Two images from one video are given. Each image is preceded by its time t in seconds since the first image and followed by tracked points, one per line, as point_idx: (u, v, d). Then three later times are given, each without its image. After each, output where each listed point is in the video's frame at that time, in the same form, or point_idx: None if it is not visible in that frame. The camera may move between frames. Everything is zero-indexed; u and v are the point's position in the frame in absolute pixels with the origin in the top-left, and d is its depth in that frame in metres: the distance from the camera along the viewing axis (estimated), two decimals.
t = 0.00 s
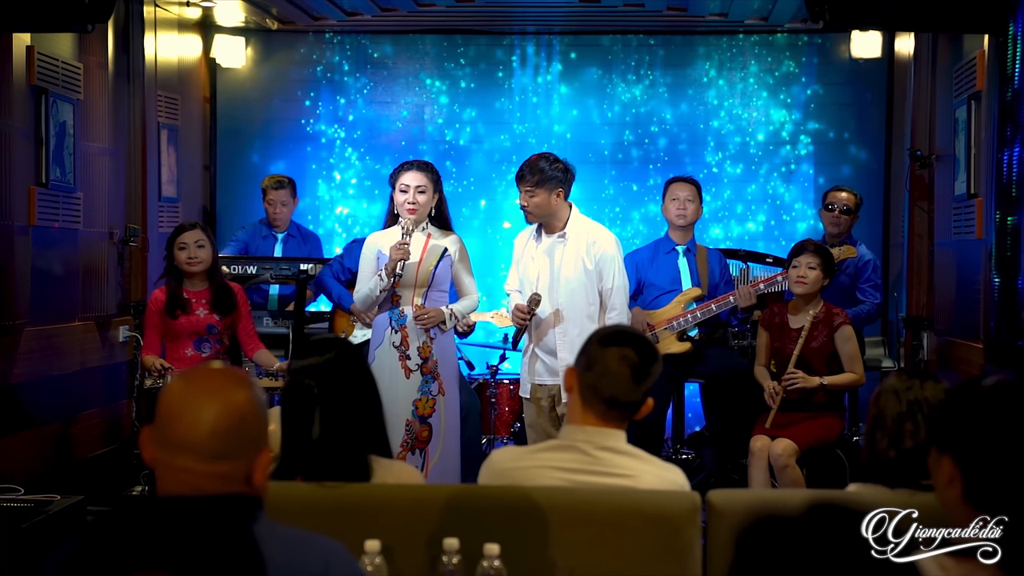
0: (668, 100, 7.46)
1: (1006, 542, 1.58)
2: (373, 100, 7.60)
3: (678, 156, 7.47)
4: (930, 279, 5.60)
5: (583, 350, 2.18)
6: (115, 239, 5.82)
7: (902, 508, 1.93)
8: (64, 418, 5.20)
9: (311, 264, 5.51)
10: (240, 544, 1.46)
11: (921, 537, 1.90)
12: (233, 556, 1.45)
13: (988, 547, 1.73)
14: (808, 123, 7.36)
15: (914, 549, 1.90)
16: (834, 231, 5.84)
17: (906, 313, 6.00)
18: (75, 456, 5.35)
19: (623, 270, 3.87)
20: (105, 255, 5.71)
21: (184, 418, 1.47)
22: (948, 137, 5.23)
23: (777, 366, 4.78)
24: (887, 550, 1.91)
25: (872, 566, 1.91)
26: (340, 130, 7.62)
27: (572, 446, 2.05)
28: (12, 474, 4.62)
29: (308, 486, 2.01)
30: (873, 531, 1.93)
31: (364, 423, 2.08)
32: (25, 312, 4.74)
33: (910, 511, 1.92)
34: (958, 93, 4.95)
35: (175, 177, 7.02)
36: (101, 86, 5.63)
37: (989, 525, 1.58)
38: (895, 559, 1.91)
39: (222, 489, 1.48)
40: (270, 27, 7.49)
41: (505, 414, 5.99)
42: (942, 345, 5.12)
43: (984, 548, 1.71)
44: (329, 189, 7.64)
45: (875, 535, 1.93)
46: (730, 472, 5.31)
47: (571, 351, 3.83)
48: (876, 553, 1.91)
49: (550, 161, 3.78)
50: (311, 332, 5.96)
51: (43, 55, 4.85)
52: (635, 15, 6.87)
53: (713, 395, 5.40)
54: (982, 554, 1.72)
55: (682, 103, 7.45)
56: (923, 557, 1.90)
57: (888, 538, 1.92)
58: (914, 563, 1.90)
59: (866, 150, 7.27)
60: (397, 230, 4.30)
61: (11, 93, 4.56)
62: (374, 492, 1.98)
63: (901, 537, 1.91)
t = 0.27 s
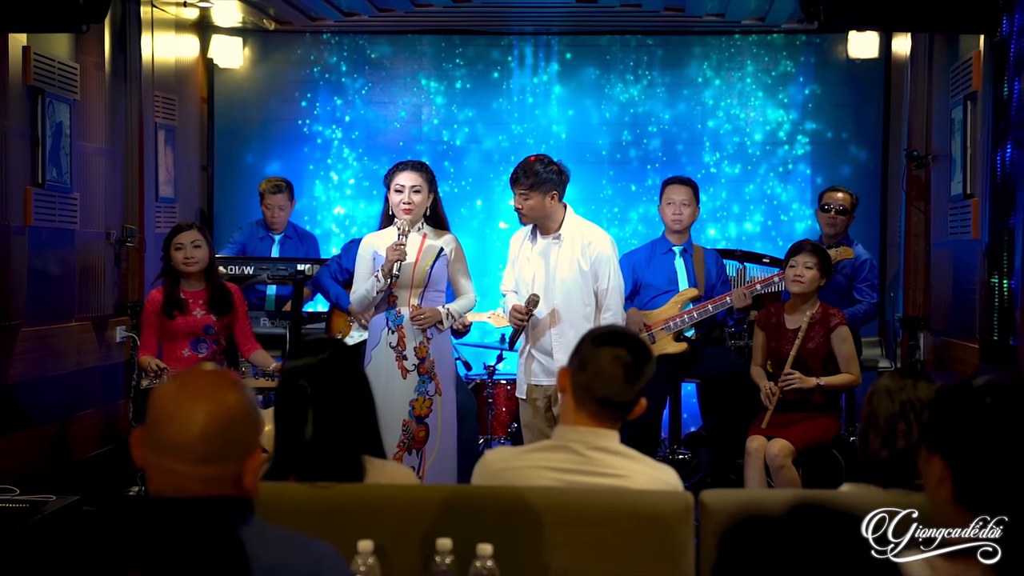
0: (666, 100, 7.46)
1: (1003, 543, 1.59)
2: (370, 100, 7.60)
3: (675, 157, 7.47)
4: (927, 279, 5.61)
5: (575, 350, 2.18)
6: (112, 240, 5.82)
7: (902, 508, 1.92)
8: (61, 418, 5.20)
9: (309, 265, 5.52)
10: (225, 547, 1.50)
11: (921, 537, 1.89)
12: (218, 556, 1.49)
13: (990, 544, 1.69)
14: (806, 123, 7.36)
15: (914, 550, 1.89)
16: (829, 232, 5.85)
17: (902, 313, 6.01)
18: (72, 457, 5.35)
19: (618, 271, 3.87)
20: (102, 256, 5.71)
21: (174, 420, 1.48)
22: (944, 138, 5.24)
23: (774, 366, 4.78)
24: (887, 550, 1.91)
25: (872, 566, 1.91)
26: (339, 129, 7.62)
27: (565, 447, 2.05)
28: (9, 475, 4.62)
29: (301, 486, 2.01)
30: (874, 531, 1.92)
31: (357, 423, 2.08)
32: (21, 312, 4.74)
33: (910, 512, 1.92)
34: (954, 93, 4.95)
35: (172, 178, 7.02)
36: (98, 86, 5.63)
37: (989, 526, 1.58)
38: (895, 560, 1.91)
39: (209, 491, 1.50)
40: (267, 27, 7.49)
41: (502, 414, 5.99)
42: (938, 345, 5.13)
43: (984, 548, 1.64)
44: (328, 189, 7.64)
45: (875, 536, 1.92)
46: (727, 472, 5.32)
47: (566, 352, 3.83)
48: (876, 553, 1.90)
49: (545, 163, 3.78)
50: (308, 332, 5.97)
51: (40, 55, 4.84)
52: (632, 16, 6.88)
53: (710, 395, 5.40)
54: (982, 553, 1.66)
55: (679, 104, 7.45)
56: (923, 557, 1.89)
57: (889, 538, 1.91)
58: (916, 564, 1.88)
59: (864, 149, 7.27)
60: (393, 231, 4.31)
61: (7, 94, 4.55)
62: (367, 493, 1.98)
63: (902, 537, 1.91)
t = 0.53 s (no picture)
0: (663, 101, 7.46)
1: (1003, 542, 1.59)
2: (367, 101, 7.61)
3: (672, 157, 7.47)
4: (923, 279, 5.61)
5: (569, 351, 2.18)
6: (108, 240, 5.83)
7: (901, 508, 1.92)
8: (57, 418, 5.20)
9: (305, 265, 5.52)
10: (212, 551, 1.52)
11: (920, 537, 1.90)
12: (204, 556, 1.51)
13: (990, 547, 1.64)
14: (803, 123, 7.36)
15: (914, 551, 1.90)
16: (826, 232, 5.85)
17: (900, 314, 6.01)
18: (69, 457, 5.35)
19: (614, 273, 3.88)
20: (99, 257, 5.71)
21: (164, 422, 1.51)
22: (940, 138, 5.24)
23: (770, 367, 4.78)
24: (887, 550, 1.92)
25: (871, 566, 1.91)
26: (337, 130, 7.62)
27: (558, 448, 2.06)
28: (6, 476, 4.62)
29: (295, 487, 2.01)
30: (874, 531, 1.92)
31: (351, 423, 2.08)
32: (18, 313, 4.74)
33: (910, 512, 1.92)
34: (950, 93, 4.96)
35: (169, 179, 7.02)
36: (95, 87, 5.63)
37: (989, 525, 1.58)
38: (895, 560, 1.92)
39: (198, 491, 1.52)
40: (264, 28, 7.48)
41: (499, 415, 5.99)
42: (935, 346, 5.13)
43: (985, 548, 1.63)
44: (326, 190, 7.64)
45: (875, 536, 1.92)
46: (725, 473, 5.32)
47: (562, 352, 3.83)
48: (876, 553, 1.91)
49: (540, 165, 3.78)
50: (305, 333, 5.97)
51: (36, 56, 4.84)
52: (629, 16, 6.87)
53: (707, 396, 5.40)
54: (982, 554, 1.65)
55: (676, 105, 7.46)
56: (924, 558, 1.89)
57: (889, 538, 1.92)
58: (916, 565, 1.88)
59: (861, 149, 7.27)
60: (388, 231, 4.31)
61: (3, 96, 4.55)
62: (360, 493, 1.98)
63: (902, 538, 1.92)
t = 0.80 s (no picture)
0: (661, 101, 7.46)
1: (1003, 542, 1.58)
2: (365, 102, 7.61)
3: (670, 157, 7.47)
4: (920, 279, 5.62)
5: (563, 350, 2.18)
6: (106, 241, 5.83)
7: (902, 508, 1.91)
8: (54, 419, 5.20)
9: (303, 265, 5.53)
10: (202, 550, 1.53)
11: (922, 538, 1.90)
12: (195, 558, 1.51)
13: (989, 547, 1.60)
14: (801, 123, 7.36)
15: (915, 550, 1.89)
16: (822, 232, 5.87)
17: (897, 314, 6.01)
18: (65, 458, 5.35)
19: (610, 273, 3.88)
20: (96, 257, 5.71)
21: (155, 422, 1.51)
22: (937, 139, 5.25)
23: (767, 366, 4.78)
24: (887, 550, 1.91)
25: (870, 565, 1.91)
26: (336, 130, 7.63)
27: (552, 448, 2.06)
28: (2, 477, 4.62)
29: (289, 486, 2.01)
30: (873, 531, 1.92)
31: (345, 425, 2.09)
32: (15, 313, 4.73)
33: (910, 512, 1.91)
34: (946, 94, 4.96)
35: (166, 179, 7.02)
36: (92, 87, 5.63)
37: (990, 525, 1.56)
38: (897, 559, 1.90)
39: (187, 493, 1.51)
40: (262, 29, 7.49)
41: (497, 415, 6.00)
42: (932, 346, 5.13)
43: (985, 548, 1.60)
44: (324, 190, 7.64)
45: (875, 536, 1.92)
46: (721, 472, 5.32)
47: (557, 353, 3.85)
48: (876, 553, 1.91)
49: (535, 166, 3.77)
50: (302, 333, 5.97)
51: (32, 56, 4.84)
52: (626, 17, 6.88)
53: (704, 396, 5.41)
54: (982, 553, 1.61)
55: (674, 105, 7.46)
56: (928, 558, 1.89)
57: (889, 538, 1.91)
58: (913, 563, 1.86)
59: (859, 149, 7.27)
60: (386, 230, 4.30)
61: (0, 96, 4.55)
62: (353, 495, 1.98)
63: (902, 537, 1.91)
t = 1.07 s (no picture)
0: (660, 101, 7.46)
1: (1004, 542, 1.57)
2: (363, 102, 7.61)
3: (668, 157, 7.47)
4: (918, 280, 5.62)
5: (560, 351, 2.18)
6: (104, 241, 5.83)
7: (901, 508, 1.90)
8: (51, 419, 5.19)
9: (302, 266, 5.53)
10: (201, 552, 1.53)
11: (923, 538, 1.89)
12: (192, 559, 1.51)
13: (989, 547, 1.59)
14: (799, 123, 7.36)
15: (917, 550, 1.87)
16: (819, 233, 5.88)
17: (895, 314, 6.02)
18: (63, 458, 5.35)
19: (608, 273, 3.89)
20: (94, 257, 5.71)
21: (153, 424, 1.48)
22: (935, 139, 5.25)
23: (765, 367, 4.78)
24: (888, 550, 1.90)
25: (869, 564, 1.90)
26: (335, 131, 7.63)
27: (549, 448, 2.06)
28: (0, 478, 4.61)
29: (286, 487, 2.01)
30: (873, 531, 1.92)
31: (342, 423, 2.09)
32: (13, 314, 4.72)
33: (910, 512, 1.89)
34: (944, 94, 4.97)
35: (165, 180, 7.02)
36: (90, 88, 5.63)
37: (989, 525, 1.56)
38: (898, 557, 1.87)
39: (188, 493, 1.49)
40: (260, 29, 7.49)
41: (495, 415, 6.00)
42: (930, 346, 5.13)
43: (984, 548, 1.59)
44: (323, 191, 7.64)
45: (875, 536, 1.92)
46: (719, 473, 5.32)
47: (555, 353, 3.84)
48: (876, 552, 1.90)
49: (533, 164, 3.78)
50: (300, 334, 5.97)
51: (30, 57, 4.84)
52: (624, 17, 6.88)
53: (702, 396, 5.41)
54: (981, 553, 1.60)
55: (672, 105, 7.46)
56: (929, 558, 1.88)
57: (889, 538, 1.90)
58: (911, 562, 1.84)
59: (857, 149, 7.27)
60: (386, 230, 4.30)
61: None
62: (350, 495, 1.98)
63: (903, 537, 1.90)
